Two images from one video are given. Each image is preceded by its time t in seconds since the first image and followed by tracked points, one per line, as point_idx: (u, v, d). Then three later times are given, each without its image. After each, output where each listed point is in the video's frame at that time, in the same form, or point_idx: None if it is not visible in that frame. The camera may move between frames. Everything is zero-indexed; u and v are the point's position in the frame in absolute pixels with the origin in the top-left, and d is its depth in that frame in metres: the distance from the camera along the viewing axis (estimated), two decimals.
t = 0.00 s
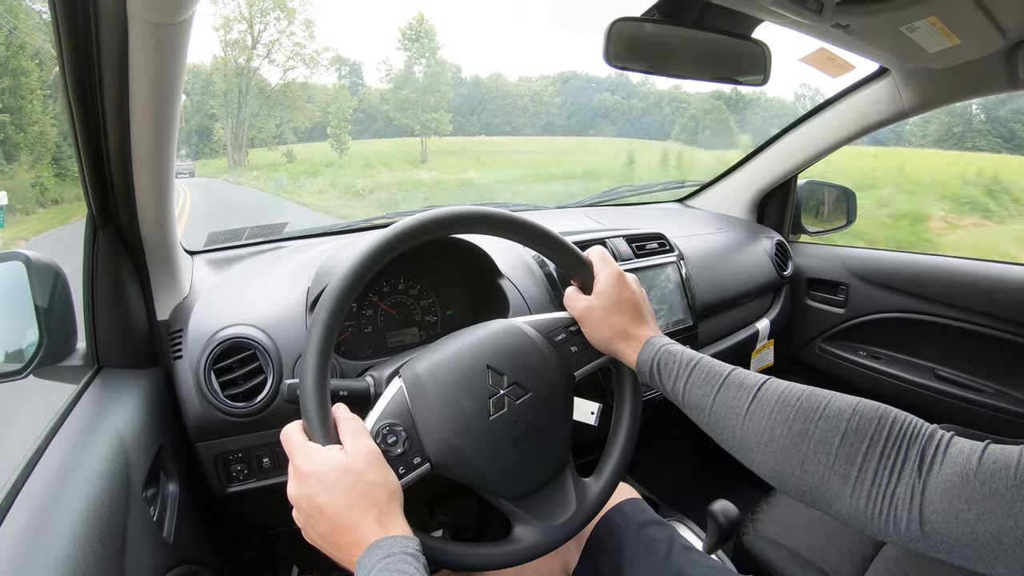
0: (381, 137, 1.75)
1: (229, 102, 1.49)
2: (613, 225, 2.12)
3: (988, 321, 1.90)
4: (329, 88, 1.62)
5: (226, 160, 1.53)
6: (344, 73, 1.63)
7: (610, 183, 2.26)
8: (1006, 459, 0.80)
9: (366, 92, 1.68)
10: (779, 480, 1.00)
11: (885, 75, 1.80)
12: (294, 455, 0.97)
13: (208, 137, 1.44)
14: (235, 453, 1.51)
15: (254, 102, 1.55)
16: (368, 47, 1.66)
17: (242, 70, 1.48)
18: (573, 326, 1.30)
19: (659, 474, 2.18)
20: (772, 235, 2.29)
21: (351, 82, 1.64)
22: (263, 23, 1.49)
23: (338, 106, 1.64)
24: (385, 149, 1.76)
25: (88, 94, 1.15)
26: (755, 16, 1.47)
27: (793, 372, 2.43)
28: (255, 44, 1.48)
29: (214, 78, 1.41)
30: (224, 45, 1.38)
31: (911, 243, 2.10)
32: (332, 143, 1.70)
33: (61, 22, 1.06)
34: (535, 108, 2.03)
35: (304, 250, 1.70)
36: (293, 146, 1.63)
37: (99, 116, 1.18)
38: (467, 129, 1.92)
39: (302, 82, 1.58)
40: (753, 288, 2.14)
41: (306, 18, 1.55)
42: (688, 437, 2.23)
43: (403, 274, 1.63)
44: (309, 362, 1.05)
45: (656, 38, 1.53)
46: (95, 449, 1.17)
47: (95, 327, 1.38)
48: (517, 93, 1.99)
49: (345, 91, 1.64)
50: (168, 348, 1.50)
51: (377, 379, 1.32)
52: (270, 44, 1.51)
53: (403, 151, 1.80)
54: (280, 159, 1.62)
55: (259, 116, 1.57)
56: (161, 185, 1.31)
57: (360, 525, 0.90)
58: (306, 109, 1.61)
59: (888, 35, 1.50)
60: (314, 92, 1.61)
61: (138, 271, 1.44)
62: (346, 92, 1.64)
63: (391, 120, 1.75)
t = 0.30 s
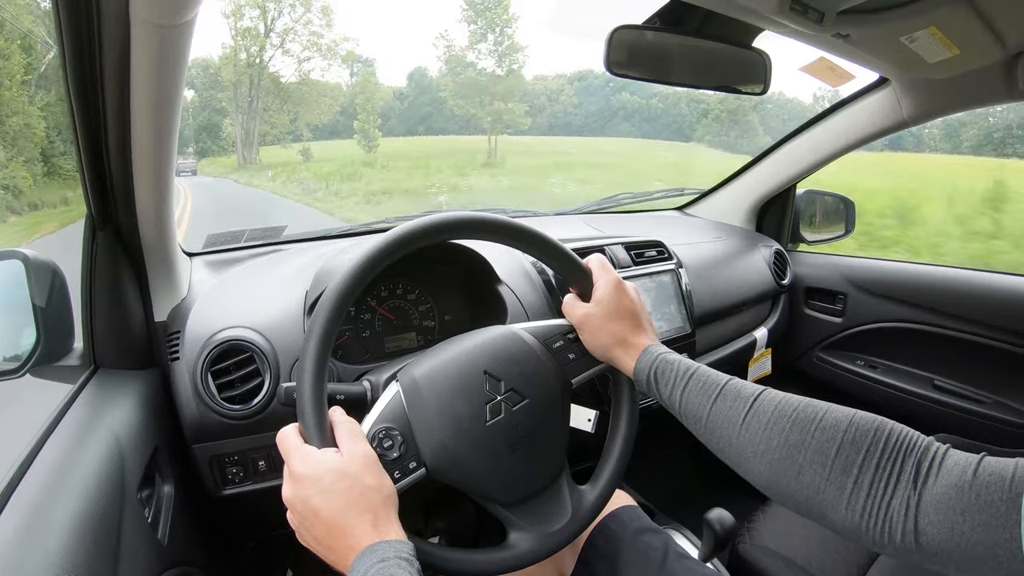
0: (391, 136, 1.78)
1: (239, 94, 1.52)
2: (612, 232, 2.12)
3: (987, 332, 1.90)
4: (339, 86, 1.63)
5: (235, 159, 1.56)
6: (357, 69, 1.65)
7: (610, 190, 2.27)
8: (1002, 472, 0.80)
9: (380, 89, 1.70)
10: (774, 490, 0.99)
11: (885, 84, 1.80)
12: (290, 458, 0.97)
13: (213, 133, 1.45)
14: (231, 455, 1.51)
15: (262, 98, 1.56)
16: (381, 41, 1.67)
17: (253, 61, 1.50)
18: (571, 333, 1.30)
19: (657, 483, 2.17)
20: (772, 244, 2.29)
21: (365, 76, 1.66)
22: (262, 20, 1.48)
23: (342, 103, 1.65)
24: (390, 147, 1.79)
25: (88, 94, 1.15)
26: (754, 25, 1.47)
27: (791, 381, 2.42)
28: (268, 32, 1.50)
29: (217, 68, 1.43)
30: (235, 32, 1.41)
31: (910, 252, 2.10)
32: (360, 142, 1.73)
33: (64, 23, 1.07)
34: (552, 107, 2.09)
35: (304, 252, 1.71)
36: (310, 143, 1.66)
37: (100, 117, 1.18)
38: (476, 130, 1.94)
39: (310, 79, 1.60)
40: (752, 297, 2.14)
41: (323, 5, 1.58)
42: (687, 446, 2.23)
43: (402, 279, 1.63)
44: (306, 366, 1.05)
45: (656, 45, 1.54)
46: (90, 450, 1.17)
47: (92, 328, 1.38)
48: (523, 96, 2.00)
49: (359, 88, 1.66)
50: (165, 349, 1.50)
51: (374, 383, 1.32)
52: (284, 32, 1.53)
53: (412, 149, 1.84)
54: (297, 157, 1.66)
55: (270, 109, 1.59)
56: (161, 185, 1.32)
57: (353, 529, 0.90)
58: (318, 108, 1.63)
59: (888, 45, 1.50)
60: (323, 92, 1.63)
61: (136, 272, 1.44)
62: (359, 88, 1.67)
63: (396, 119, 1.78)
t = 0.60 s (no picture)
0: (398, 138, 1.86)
1: (251, 88, 1.65)
2: (609, 238, 2.13)
3: (984, 345, 1.90)
4: (349, 84, 1.74)
5: (246, 157, 1.68)
6: (368, 64, 1.76)
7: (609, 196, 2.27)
8: (996, 485, 0.80)
9: (389, 85, 1.81)
10: (768, 500, 0.99)
11: (885, 96, 1.81)
12: (284, 457, 0.96)
13: (223, 129, 1.58)
14: (224, 454, 1.51)
15: (275, 93, 1.71)
16: (391, 40, 1.80)
17: (265, 55, 1.64)
18: (568, 338, 1.30)
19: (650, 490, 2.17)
20: (769, 253, 2.29)
21: (374, 71, 1.77)
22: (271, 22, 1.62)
23: (349, 99, 1.76)
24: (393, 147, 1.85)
25: (89, 90, 1.16)
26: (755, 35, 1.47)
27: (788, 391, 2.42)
28: (282, 19, 1.65)
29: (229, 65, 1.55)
30: (250, 19, 1.54)
31: (909, 264, 2.11)
32: (394, 140, 1.85)
33: (68, 19, 1.07)
34: (569, 105, 2.14)
35: (301, 252, 1.72)
36: (327, 140, 1.75)
37: (100, 111, 1.19)
38: (482, 128, 2.03)
39: (324, 72, 1.74)
40: (749, 305, 2.15)
41: None
42: (681, 453, 2.22)
43: (399, 280, 1.63)
44: (301, 366, 1.05)
45: (659, 53, 1.54)
46: (83, 445, 1.16)
47: (89, 323, 1.38)
48: (523, 101, 2.06)
49: (369, 84, 1.77)
50: (161, 346, 1.50)
51: (369, 385, 1.31)
52: (299, 20, 1.67)
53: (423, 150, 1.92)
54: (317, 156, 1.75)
55: (285, 104, 1.73)
56: (160, 182, 1.32)
57: (346, 530, 0.89)
58: (335, 104, 1.75)
59: (888, 57, 1.51)
60: (336, 89, 1.75)
61: (133, 267, 1.44)
62: (364, 86, 1.76)
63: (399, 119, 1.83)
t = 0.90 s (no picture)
0: (419, 130, 1.94)
1: (261, 79, 1.67)
2: (608, 241, 2.13)
3: (984, 351, 1.90)
4: (362, 80, 1.79)
5: (258, 154, 1.71)
6: (379, 61, 1.81)
7: (609, 200, 2.28)
8: (995, 491, 0.80)
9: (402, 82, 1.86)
10: (767, 504, 0.99)
11: (886, 101, 1.81)
12: (282, 458, 0.96)
13: (230, 126, 1.58)
14: (222, 454, 1.51)
15: (289, 86, 1.73)
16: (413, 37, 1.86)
17: (279, 42, 1.66)
18: (567, 341, 1.29)
19: (648, 494, 2.17)
20: (769, 257, 2.30)
21: (386, 68, 1.81)
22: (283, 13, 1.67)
23: (361, 95, 1.79)
24: (403, 143, 1.90)
25: (91, 89, 1.16)
26: (756, 39, 1.48)
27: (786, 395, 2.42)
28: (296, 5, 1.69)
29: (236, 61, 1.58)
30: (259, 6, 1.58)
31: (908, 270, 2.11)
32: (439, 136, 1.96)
33: (70, 18, 1.08)
34: (586, 101, 2.22)
35: (301, 252, 1.72)
36: (347, 137, 1.81)
37: (101, 110, 1.19)
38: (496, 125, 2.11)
39: (342, 61, 1.78)
40: (748, 309, 2.15)
41: None
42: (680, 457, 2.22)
43: (399, 282, 1.63)
44: (300, 366, 1.05)
45: (659, 56, 1.54)
46: (81, 444, 1.16)
47: (88, 322, 1.38)
48: (532, 102, 2.14)
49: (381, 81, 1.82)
50: (159, 345, 1.49)
51: (367, 386, 1.31)
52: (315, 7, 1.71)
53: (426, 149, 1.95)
54: (338, 154, 1.82)
55: (299, 98, 1.76)
56: (161, 182, 1.32)
57: (344, 531, 0.89)
58: (351, 100, 1.79)
59: (889, 62, 1.51)
60: (352, 83, 1.80)
61: (133, 266, 1.44)
62: (374, 85, 1.80)
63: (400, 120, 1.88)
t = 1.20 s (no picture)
0: (432, 127, 1.96)
1: (276, 72, 1.67)
2: (609, 238, 2.13)
3: (984, 349, 1.90)
4: (376, 73, 1.82)
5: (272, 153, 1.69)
6: (390, 56, 1.85)
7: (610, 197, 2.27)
8: (995, 488, 0.80)
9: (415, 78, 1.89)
10: (768, 501, 0.99)
11: (886, 98, 1.81)
12: (283, 456, 0.96)
13: (236, 123, 1.60)
14: (223, 452, 1.51)
15: (306, 78, 1.74)
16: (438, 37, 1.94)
17: (296, 26, 1.70)
18: (568, 339, 1.29)
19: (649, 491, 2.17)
20: (769, 254, 2.30)
21: (397, 64, 1.85)
22: None
23: (382, 87, 1.82)
24: (416, 140, 1.91)
25: (91, 86, 1.16)
26: (757, 36, 1.47)
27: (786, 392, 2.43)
28: None
29: (246, 52, 1.59)
30: None
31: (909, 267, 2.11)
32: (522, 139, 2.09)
33: (70, 16, 1.08)
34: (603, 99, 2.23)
35: (302, 250, 1.72)
36: (377, 135, 1.83)
37: (101, 108, 1.19)
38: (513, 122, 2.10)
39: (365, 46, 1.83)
40: (749, 307, 2.15)
41: None
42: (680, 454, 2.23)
43: (400, 280, 1.63)
44: (301, 364, 1.05)
45: (660, 53, 1.54)
46: (82, 442, 1.16)
47: (88, 320, 1.38)
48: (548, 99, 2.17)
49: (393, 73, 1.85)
50: (160, 344, 1.49)
51: (368, 384, 1.31)
52: None
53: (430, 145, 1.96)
54: (364, 151, 1.83)
55: (319, 93, 1.76)
56: (161, 180, 1.32)
57: (345, 528, 0.89)
58: (375, 92, 1.81)
59: (889, 60, 1.51)
60: (377, 78, 1.82)
61: (133, 264, 1.44)
62: (386, 79, 1.83)
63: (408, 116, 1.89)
